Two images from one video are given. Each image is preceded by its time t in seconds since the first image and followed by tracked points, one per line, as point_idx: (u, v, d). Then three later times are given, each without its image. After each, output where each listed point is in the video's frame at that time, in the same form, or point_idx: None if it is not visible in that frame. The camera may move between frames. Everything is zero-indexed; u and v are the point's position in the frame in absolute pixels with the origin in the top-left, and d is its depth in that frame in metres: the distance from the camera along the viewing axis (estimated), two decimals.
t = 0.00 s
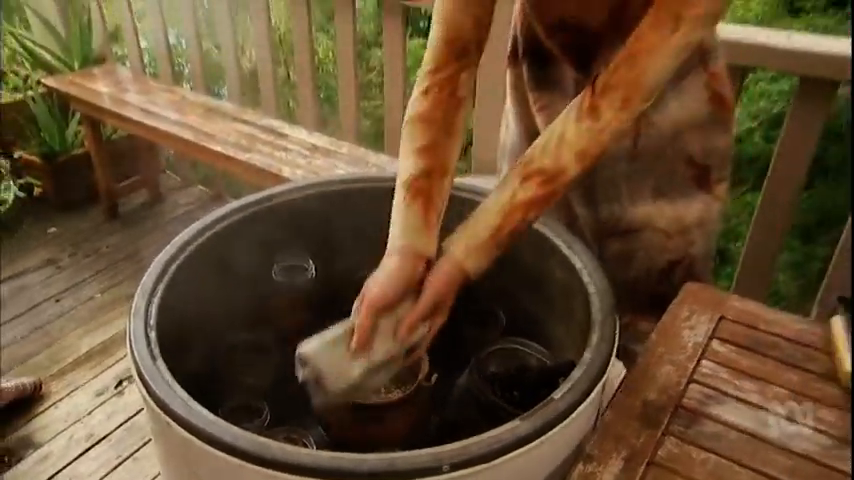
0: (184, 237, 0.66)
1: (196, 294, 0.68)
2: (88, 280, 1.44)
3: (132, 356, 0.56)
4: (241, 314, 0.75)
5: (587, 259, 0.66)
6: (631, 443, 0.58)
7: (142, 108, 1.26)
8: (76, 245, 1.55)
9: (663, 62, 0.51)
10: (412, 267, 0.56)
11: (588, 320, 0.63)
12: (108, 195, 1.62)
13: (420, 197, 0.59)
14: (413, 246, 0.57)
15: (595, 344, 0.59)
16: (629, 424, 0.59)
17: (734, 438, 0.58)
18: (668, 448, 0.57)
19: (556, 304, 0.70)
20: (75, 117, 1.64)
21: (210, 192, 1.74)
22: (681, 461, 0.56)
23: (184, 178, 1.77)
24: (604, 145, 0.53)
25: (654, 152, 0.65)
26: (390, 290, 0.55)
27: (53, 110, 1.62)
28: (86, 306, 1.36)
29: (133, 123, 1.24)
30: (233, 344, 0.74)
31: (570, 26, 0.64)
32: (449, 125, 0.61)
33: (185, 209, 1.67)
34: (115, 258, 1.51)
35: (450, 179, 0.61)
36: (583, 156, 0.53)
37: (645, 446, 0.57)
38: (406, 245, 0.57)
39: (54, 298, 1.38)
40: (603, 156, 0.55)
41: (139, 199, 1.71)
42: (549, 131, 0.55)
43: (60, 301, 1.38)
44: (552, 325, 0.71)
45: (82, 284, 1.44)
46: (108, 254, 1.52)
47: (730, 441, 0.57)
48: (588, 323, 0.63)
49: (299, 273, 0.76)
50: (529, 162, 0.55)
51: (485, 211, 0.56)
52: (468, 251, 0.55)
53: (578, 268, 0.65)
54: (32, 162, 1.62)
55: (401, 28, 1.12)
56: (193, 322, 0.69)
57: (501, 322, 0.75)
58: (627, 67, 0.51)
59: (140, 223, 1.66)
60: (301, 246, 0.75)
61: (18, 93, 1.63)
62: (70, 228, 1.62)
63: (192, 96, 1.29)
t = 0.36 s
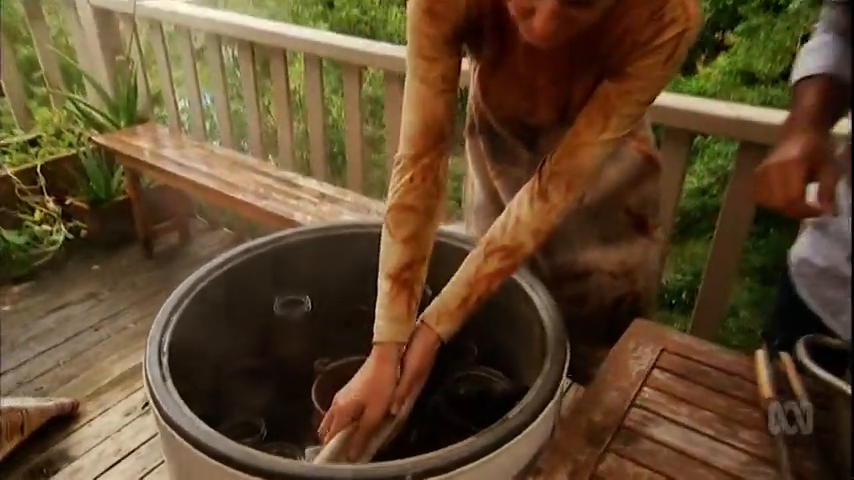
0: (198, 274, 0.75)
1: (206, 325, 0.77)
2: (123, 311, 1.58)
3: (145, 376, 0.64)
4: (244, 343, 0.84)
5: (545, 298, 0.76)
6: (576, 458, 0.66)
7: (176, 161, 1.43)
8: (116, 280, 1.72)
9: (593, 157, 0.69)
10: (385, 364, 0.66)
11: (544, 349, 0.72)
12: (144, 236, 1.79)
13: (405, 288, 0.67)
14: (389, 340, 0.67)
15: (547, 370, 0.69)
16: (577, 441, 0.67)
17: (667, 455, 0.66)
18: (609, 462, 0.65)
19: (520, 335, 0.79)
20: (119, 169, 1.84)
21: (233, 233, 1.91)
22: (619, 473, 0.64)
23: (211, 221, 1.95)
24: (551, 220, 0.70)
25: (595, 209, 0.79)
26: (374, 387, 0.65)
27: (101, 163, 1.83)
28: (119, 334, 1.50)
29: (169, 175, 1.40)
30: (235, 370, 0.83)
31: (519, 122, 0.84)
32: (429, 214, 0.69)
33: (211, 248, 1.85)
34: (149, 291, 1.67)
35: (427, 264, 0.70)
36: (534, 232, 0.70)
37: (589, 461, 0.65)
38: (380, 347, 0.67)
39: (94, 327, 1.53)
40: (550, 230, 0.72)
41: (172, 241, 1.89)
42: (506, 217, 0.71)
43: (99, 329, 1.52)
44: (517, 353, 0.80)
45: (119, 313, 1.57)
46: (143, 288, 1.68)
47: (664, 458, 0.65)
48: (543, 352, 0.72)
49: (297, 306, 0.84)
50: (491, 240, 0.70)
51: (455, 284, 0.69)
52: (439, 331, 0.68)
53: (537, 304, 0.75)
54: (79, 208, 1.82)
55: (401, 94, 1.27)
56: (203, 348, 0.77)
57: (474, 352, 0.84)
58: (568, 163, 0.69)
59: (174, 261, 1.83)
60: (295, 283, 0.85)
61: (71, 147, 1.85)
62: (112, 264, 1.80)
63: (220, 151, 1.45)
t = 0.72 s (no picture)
0: (210, 301, 0.87)
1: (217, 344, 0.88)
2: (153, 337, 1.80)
3: (162, 388, 0.76)
4: (250, 360, 0.95)
5: (510, 317, 0.87)
6: (532, 461, 0.74)
7: (205, 202, 1.59)
8: (147, 307, 1.94)
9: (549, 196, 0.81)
10: (351, 391, 0.77)
11: (507, 364, 0.83)
12: (174, 270, 2.00)
13: (370, 325, 0.79)
14: (353, 369, 0.78)
15: (510, 377, 0.80)
16: (534, 445, 0.76)
17: (609, 457, 0.75)
18: (560, 463, 0.74)
19: (488, 350, 0.89)
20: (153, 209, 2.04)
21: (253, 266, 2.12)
22: (568, 473, 0.73)
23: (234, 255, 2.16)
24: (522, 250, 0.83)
25: (557, 244, 0.94)
26: (342, 411, 0.76)
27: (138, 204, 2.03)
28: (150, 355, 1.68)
29: (195, 215, 1.54)
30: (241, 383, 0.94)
31: (488, 172, 0.99)
32: (393, 258, 0.81)
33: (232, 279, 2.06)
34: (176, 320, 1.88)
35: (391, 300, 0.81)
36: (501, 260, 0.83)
37: (542, 462, 0.74)
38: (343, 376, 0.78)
39: (126, 349, 1.73)
40: (515, 260, 0.84)
41: (199, 271, 2.11)
42: (476, 251, 0.84)
43: (131, 351, 1.73)
44: (486, 369, 0.90)
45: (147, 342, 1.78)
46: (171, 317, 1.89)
47: (606, 458, 0.74)
48: (506, 366, 0.83)
49: (297, 328, 0.96)
50: (465, 267, 0.83)
51: (429, 309, 0.82)
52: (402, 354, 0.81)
53: (503, 324, 0.86)
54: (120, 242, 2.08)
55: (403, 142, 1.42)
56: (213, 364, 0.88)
57: (451, 367, 0.95)
58: (525, 202, 0.81)
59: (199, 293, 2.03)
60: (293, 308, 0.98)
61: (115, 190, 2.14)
62: (146, 295, 2.01)
63: (244, 194, 1.62)
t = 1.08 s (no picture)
0: (203, 311, 0.98)
1: (208, 350, 0.98)
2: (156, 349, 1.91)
3: (156, 387, 0.85)
4: (237, 365, 1.05)
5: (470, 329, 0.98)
6: (484, 454, 0.83)
7: (208, 225, 1.72)
8: (152, 322, 2.07)
9: (505, 221, 0.93)
10: (327, 400, 0.87)
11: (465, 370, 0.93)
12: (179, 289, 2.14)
13: (344, 342, 0.88)
14: (329, 381, 0.88)
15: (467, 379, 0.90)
16: (485, 440, 0.85)
17: (550, 452, 0.83)
18: (508, 456, 0.83)
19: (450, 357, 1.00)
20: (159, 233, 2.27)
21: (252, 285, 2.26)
22: (515, 465, 0.82)
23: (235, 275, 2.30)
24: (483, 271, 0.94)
25: (516, 262, 1.09)
26: (319, 416, 0.86)
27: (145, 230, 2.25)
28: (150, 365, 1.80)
29: (199, 237, 1.67)
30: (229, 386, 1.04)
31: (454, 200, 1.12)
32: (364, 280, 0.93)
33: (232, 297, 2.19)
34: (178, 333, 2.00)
35: (362, 320, 0.91)
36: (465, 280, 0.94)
37: (493, 456, 0.83)
38: (323, 386, 0.88)
39: (131, 360, 1.85)
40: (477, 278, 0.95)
41: (202, 288, 2.26)
42: (443, 269, 0.95)
43: (135, 362, 1.84)
44: (447, 375, 1.00)
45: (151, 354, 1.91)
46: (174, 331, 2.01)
47: (548, 454, 0.83)
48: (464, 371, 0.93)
49: (281, 337, 1.07)
50: (430, 284, 0.93)
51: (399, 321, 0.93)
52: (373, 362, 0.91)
53: (463, 333, 0.96)
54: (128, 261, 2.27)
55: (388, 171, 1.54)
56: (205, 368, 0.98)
57: (418, 374, 1.06)
58: (485, 228, 0.92)
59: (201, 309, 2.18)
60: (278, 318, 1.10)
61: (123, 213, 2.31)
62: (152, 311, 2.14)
63: (244, 218, 1.74)
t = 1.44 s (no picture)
0: (193, 324, 1.05)
1: (198, 360, 1.05)
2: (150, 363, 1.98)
3: (147, 393, 0.92)
4: (225, 376, 1.12)
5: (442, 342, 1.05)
6: (452, 458, 0.90)
7: (202, 245, 1.80)
8: (147, 338, 2.14)
9: (483, 234, 1.02)
10: (304, 373, 0.95)
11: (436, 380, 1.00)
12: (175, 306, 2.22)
13: (319, 322, 0.97)
14: (305, 356, 0.96)
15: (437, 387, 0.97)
16: (453, 445, 0.92)
17: (512, 455, 0.91)
18: (473, 459, 0.90)
19: (423, 368, 1.07)
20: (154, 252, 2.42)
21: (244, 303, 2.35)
22: (480, 467, 0.89)
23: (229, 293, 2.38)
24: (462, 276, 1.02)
25: (490, 281, 1.20)
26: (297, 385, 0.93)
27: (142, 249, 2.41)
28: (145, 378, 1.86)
29: (194, 256, 1.74)
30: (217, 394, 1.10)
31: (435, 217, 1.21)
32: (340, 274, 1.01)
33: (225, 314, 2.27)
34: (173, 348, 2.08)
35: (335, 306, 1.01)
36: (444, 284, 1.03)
37: (460, 459, 0.90)
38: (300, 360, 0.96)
39: (126, 373, 1.92)
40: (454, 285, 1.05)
41: (197, 306, 2.34)
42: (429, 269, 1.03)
43: (131, 375, 1.91)
44: (421, 384, 1.07)
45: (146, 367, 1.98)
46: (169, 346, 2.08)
47: (509, 456, 0.90)
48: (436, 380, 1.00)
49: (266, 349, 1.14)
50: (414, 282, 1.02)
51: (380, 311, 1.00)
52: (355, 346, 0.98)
53: (436, 346, 1.04)
54: (124, 279, 2.39)
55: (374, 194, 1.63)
56: (194, 377, 1.05)
57: (395, 383, 1.14)
58: (465, 238, 1.01)
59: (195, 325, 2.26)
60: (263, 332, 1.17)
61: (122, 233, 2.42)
62: (149, 328, 2.21)
63: (237, 238, 1.82)
